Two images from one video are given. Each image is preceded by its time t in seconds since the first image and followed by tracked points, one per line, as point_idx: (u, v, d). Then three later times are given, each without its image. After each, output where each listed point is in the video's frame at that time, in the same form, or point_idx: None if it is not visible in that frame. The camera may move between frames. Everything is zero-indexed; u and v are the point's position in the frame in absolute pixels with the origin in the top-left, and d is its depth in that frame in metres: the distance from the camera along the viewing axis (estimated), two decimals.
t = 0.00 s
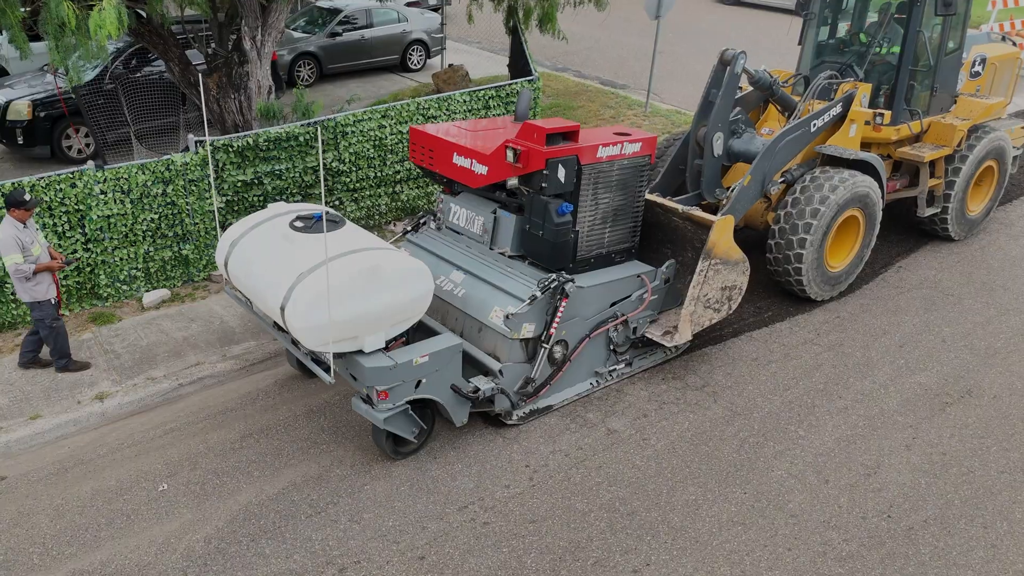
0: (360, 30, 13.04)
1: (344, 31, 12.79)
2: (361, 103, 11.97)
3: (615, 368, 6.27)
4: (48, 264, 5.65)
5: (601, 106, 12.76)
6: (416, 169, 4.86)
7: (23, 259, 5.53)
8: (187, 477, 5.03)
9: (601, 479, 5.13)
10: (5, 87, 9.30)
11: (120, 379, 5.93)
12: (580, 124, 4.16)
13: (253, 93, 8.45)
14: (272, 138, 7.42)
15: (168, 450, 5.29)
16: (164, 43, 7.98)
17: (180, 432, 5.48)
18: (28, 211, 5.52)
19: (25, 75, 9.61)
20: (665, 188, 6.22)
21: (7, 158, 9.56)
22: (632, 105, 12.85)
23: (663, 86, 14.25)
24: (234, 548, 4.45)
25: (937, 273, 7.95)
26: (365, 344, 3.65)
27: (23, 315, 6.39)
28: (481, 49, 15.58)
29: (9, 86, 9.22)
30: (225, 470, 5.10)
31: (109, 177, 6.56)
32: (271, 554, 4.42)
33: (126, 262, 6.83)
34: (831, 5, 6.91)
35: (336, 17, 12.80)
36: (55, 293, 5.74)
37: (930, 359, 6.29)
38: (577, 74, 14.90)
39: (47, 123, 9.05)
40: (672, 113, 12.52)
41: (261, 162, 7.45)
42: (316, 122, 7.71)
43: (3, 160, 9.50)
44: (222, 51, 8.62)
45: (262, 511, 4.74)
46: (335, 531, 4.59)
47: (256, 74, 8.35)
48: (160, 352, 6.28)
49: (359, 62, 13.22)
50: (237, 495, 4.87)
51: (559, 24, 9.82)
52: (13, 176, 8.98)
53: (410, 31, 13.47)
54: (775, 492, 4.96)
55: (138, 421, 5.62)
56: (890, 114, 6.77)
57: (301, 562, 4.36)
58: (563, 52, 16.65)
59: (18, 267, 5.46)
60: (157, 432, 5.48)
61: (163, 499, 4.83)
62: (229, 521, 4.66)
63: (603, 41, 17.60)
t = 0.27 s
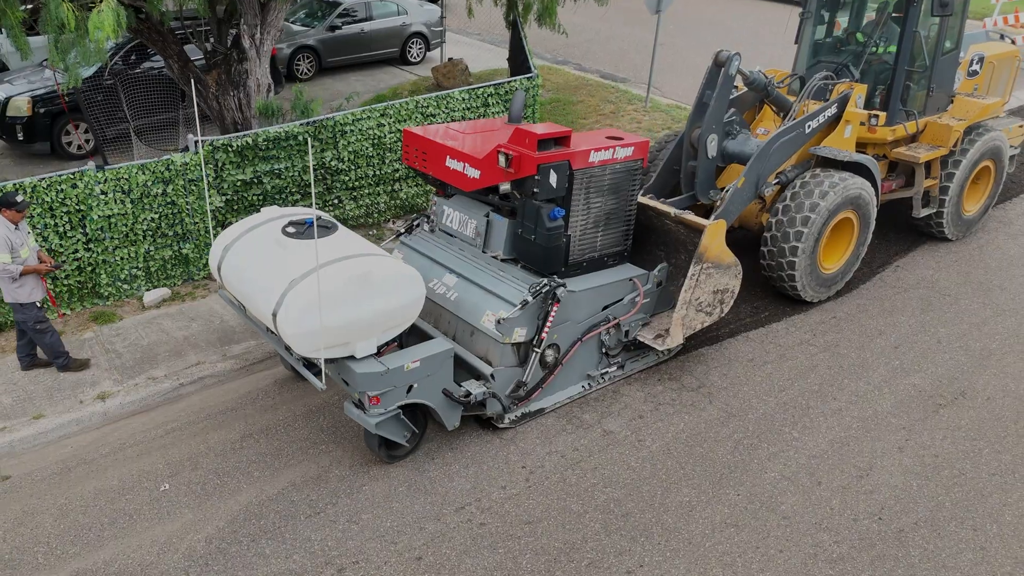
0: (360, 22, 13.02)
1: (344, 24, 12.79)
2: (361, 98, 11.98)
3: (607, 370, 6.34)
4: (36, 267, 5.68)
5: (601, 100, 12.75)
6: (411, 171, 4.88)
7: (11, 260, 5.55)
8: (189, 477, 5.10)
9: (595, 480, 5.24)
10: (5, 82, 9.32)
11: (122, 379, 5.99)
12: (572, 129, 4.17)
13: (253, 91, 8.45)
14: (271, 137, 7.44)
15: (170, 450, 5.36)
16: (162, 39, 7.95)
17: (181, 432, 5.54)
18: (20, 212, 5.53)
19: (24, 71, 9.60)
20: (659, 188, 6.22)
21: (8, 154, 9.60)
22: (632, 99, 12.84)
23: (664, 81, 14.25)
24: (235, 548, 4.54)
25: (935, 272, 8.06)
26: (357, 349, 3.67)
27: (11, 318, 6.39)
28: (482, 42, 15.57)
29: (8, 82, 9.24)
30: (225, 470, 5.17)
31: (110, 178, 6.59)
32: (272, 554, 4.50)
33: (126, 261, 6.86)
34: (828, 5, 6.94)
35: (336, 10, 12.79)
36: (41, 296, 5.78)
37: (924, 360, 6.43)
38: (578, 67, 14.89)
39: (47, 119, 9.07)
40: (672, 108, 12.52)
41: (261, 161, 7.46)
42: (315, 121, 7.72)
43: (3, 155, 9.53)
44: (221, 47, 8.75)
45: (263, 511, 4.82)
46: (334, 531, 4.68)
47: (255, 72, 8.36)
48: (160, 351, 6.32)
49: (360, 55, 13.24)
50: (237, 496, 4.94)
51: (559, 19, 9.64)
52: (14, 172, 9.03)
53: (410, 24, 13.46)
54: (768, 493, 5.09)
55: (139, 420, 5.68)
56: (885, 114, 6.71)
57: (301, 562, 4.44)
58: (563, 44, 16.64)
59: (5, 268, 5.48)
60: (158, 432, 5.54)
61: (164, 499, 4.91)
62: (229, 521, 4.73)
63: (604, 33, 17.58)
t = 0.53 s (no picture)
0: (359, 14, 13.01)
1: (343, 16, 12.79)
2: (360, 91, 11.99)
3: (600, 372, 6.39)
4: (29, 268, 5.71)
5: (601, 94, 12.74)
6: (404, 171, 4.89)
7: (3, 261, 5.58)
8: (191, 476, 5.19)
9: (591, 479, 5.32)
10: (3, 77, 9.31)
11: (124, 376, 6.04)
12: (564, 133, 4.20)
13: (252, 88, 8.45)
14: (270, 136, 7.47)
15: (172, 448, 5.43)
16: (161, 36, 7.91)
17: (182, 430, 5.61)
18: (15, 213, 5.54)
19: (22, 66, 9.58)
20: (653, 188, 6.21)
21: (7, 148, 9.61)
22: (633, 92, 12.82)
23: (664, 74, 14.24)
24: (236, 546, 4.63)
25: (934, 269, 8.12)
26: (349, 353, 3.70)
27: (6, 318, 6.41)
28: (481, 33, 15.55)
29: (7, 77, 9.24)
30: (226, 469, 5.25)
31: (111, 177, 6.63)
32: (272, 552, 4.60)
33: (127, 259, 6.90)
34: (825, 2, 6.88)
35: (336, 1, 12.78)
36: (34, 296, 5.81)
37: (919, 359, 6.53)
38: (578, 59, 14.87)
39: (47, 114, 9.12)
40: (672, 102, 12.51)
41: (260, 159, 7.50)
42: (314, 119, 7.75)
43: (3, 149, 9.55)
44: (220, 43, 8.68)
45: (263, 509, 4.91)
46: (333, 529, 4.77)
47: (254, 69, 8.36)
48: (161, 349, 6.36)
49: (359, 47, 13.24)
50: (238, 494, 5.03)
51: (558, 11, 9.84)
52: (14, 167, 9.05)
53: (409, 16, 13.45)
54: (761, 493, 5.20)
55: (141, 418, 5.74)
56: (881, 114, 6.71)
57: (301, 560, 4.54)
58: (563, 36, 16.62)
59: None
60: (160, 430, 5.61)
61: (166, 497, 4.99)
62: (230, 520, 4.82)
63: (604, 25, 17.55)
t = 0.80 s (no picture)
0: (359, 5, 13.01)
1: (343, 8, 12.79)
2: (360, 84, 11.99)
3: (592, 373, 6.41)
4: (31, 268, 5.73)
5: (601, 87, 12.73)
6: (398, 171, 4.91)
7: (5, 262, 5.60)
8: (194, 473, 5.26)
9: (588, 477, 5.40)
10: (4, 71, 9.33)
11: (127, 374, 6.09)
12: (557, 136, 4.23)
13: (253, 85, 8.47)
14: (271, 134, 7.51)
15: (174, 445, 5.49)
16: (162, 32, 7.86)
17: (184, 427, 5.68)
18: (15, 214, 5.55)
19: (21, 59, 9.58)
20: (648, 188, 6.23)
21: (8, 142, 9.63)
22: (633, 85, 12.80)
23: (665, 66, 14.25)
24: (239, 543, 4.71)
25: (930, 266, 8.17)
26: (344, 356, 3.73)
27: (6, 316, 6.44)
28: (482, 24, 15.53)
29: (7, 71, 9.25)
30: (229, 466, 5.32)
31: (113, 175, 6.66)
32: (274, 549, 4.68)
33: (129, 256, 6.94)
34: None
35: None
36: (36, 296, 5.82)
37: (914, 358, 6.63)
38: (578, 51, 14.85)
39: (47, 109, 9.12)
40: (672, 95, 12.50)
41: (261, 157, 7.54)
42: (314, 116, 7.78)
43: (3, 143, 9.58)
44: (220, 38, 8.55)
45: (266, 507, 4.99)
46: (335, 527, 4.86)
47: (255, 66, 8.37)
48: (163, 346, 6.41)
49: (359, 38, 13.26)
50: (241, 492, 5.10)
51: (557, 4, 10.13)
52: (15, 162, 9.08)
53: (409, 7, 13.46)
54: (755, 493, 5.31)
55: (143, 415, 5.81)
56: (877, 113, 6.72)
57: (303, 557, 4.63)
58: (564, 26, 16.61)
59: None
60: (163, 427, 5.67)
61: (170, 494, 5.06)
62: (233, 517, 4.90)
63: (604, 15, 17.53)
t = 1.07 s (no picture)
0: None
1: None
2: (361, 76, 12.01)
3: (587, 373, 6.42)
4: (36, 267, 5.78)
5: (602, 79, 12.71)
6: (394, 170, 4.94)
7: (10, 262, 5.65)
8: (198, 469, 5.32)
9: (587, 475, 5.45)
10: (4, 63, 9.35)
11: (131, 370, 6.15)
12: (552, 139, 4.25)
13: (254, 81, 8.48)
14: (272, 131, 7.54)
15: (178, 442, 5.56)
16: (165, 30, 7.79)
17: (188, 424, 5.74)
18: (18, 215, 5.59)
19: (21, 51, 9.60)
20: (644, 185, 6.27)
21: (10, 135, 9.67)
22: (635, 78, 12.78)
23: (666, 58, 14.24)
24: (243, 539, 4.78)
25: (929, 262, 8.20)
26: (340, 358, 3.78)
27: (10, 312, 6.49)
28: (482, 14, 15.50)
29: (8, 63, 9.28)
30: (233, 462, 5.39)
31: (116, 172, 6.72)
32: (277, 545, 4.75)
33: (132, 253, 7.00)
34: None
35: None
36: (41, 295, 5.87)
37: (911, 356, 6.71)
38: (579, 42, 14.83)
39: (49, 102, 9.17)
40: (674, 88, 12.49)
41: (262, 153, 7.58)
42: (315, 113, 7.80)
43: (5, 137, 9.62)
44: (221, 33, 8.56)
45: (269, 503, 5.06)
46: (337, 523, 4.92)
47: (256, 61, 8.38)
48: (167, 343, 6.46)
49: (359, 29, 13.27)
50: (244, 488, 5.17)
51: None
52: (18, 156, 9.13)
53: None
54: (751, 490, 5.38)
55: (147, 412, 5.87)
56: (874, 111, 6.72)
57: (306, 553, 4.69)
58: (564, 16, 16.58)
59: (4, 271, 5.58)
60: (167, 423, 5.73)
61: (174, 491, 5.13)
62: (237, 513, 4.96)
63: (605, 4, 17.49)
